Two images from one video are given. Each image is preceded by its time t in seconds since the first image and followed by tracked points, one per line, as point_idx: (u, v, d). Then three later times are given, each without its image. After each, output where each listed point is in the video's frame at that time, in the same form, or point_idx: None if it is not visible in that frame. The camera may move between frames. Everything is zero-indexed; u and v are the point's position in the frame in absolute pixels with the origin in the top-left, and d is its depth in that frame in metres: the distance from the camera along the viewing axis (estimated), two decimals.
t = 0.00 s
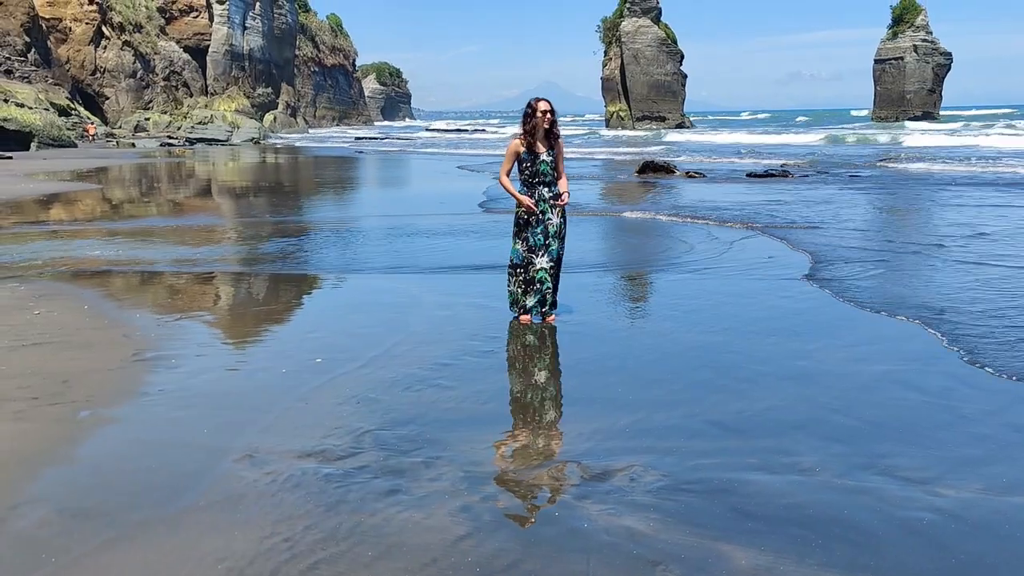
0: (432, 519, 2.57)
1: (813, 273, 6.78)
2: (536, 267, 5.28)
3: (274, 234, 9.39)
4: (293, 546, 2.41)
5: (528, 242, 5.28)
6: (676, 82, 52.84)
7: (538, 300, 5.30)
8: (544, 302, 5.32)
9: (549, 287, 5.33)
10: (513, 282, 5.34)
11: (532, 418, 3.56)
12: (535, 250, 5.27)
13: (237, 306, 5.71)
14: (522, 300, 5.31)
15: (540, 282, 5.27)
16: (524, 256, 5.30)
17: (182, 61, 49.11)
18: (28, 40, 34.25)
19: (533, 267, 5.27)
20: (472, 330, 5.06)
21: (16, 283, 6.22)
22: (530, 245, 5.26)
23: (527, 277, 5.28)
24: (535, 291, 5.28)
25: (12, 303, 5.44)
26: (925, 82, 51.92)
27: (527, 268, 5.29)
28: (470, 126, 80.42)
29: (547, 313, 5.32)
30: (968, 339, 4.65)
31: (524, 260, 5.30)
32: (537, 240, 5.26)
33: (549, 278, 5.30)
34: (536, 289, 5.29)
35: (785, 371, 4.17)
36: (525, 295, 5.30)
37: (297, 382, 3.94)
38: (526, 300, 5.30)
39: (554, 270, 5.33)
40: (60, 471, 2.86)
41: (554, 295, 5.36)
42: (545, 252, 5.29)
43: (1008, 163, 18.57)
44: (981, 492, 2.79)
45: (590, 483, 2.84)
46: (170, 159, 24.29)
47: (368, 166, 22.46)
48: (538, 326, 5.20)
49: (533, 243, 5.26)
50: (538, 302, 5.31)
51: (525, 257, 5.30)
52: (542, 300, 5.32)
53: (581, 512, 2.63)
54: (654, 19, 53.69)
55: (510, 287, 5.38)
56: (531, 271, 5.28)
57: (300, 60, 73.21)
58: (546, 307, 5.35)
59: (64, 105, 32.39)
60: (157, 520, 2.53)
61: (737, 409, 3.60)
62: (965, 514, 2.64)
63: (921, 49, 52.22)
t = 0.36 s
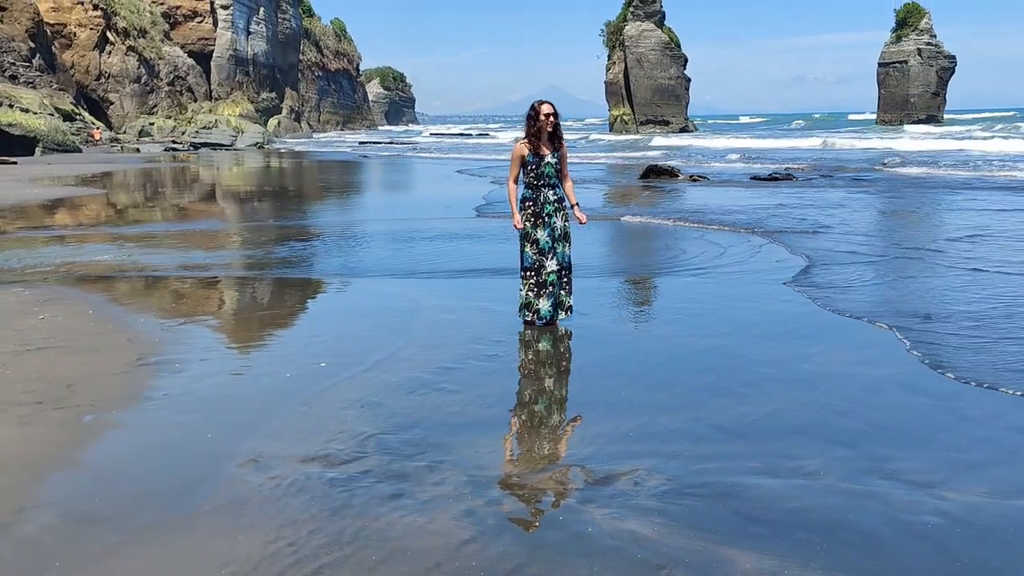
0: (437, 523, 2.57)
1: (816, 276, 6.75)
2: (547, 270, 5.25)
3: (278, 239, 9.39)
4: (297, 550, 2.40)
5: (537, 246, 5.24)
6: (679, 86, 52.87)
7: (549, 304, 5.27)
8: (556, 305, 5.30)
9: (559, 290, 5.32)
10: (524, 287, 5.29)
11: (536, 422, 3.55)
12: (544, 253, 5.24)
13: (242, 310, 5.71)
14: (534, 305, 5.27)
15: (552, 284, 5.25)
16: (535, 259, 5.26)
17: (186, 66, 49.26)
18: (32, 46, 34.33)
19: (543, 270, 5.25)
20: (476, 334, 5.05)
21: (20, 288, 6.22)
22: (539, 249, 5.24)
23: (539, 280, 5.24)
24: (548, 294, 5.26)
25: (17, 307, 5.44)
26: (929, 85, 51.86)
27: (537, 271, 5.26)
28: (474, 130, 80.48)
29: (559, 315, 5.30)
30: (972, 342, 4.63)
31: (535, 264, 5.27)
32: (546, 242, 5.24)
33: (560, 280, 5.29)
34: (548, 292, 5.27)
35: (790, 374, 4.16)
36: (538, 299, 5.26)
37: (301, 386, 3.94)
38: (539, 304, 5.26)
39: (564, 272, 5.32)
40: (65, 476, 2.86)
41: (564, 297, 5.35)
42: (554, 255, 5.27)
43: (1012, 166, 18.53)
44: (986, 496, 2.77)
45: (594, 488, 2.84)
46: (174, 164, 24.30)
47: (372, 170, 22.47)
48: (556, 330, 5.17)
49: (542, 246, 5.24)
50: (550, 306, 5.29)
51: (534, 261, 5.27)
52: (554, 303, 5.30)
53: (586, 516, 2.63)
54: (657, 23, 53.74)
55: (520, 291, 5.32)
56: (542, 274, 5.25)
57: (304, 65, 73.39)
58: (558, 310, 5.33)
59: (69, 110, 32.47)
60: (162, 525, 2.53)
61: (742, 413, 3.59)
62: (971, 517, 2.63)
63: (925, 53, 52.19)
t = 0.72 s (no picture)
0: (441, 525, 2.57)
1: (819, 279, 6.75)
2: (550, 274, 5.25)
3: (282, 242, 9.40)
4: (301, 552, 2.41)
5: (540, 250, 5.25)
6: (683, 89, 52.92)
7: (556, 307, 5.26)
8: (562, 309, 5.29)
9: (565, 294, 5.31)
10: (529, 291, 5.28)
11: (540, 424, 3.55)
12: (548, 257, 5.25)
13: (246, 313, 5.72)
14: (541, 308, 5.25)
15: (556, 288, 5.24)
16: (539, 262, 5.26)
17: (189, 70, 49.44)
18: (36, 51, 34.44)
19: (548, 274, 5.24)
20: (480, 337, 5.05)
21: (25, 291, 6.23)
22: (543, 253, 5.24)
23: (543, 285, 5.24)
24: (553, 298, 5.25)
25: (20, 311, 5.45)
26: (933, 88, 51.77)
27: (542, 275, 5.25)
28: (477, 134, 80.54)
29: (566, 318, 5.27)
30: (976, 344, 4.62)
31: (539, 268, 5.27)
32: (548, 247, 5.25)
33: (564, 284, 5.28)
34: (552, 296, 5.26)
35: (794, 376, 4.16)
36: (545, 302, 5.24)
37: (304, 389, 3.94)
38: (546, 308, 5.25)
39: (568, 276, 5.31)
40: (69, 478, 2.86)
41: (571, 301, 5.33)
42: (558, 258, 5.28)
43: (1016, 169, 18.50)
44: (991, 498, 2.76)
45: (598, 489, 2.83)
46: (179, 168, 24.32)
47: (375, 174, 22.49)
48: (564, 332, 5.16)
49: (546, 250, 5.24)
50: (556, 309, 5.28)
51: (538, 264, 5.27)
52: (560, 306, 5.28)
53: (590, 518, 2.62)
54: (661, 26, 53.73)
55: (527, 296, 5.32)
56: (547, 278, 5.24)
57: (308, 69, 73.51)
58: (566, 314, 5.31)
59: (73, 114, 32.56)
60: (167, 526, 2.54)
61: (745, 415, 3.59)
62: (976, 520, 2.62)
63: (929, 55, 52.17)
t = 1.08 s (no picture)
0: (444, 525, 2.57)
1: (824, 280, 6.73)
2: (550, 277, 5.24)
3: (287, 243, 9.41)
4: (305, 552, 2.41)
5: (540, 252, 5.24)
6: (686, 90, 52.92)
7: (554, 310, 5.28)
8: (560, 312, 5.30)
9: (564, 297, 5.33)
10: (527, 292, 5.30)
11: (546, 424, 3.55)
12: (549, 260, 5.23)
13: (249, 315, 5.72)
14: (538, 310, 5.28)
15: (555, 292, 5.26)
16: (537, 265, 5.25)
17: (193, 72, 49.57)
18: (40, 53, 34.54)
19: (547, 277, 5.24)
20: (483, 338, 5.05)
21: (29, 293, 6.25)
22: (543, 255, 5.23)
23: (541, 287, 5.26)
24: (551, 301, 5.27)
25: (25, 312, 5.46)
26: (936, 89, 51.70)
27: (542, 277, 5.25)
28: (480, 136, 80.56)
29: (564, 322, 5.29)
30: (981, 345, 4.60)
31: (537, 271, 5.26)
32: (549, 250, 5.23)
33: (563, 288, 5.29)
34: (551, 299, 5.28)
35: (798, 377, 4.15)
36: (542, 305, 5.26)
37: (308, 390, 3.94)
38: (544, 311, 5.27)
39: (568, 279, 5.31)
40: (74, 479, 2.86)
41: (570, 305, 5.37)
42: (559, 261, 5.26)
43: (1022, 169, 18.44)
44: (995, 499, 2.76)
45: (602, 490, 2.83)
46: (182, 170, 24.37)
47: (379, 175, 22.50)
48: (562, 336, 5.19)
49: (546, 253, 5.23)
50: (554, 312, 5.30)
51: (538, 266, 5.26)
52: (558, 310, 5.30)
53: (593, 519, 2.62)
54: (664, 27, 53.71)
55: (524, 297, 5.34)
56: (546, 281, 5.24)
57: (311, 71, 73.65)
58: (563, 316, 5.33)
59: (77, 116, 32.64)
60: (171, 526, 2.54)
61: (749, 416, 3.58)
62: (980, 520, 2.61)
63: (933, 55, 52.08)
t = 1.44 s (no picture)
0: (448, 525, 2.57)
1: (829, 280, 6.72)
2: (553, 276, 5.25)
3: (291, 244, 9.43)
4: (309, 552, 2.41)
5: (542, 251, 5.25)
6: (690, 90, 52.90)
7: (555, 309, 5.28)
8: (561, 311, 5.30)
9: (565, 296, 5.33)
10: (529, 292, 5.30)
11: (549, 424, 3.55)
12: (551, 259, 5.24)
13: (254, 315, 5.73)
14: (540, 309, 5.29)
15: (557, 291, 5.25)
16: (540, 264, 5.26)
17: (197, 73, 49.65)
18: (45, 54, 34.65)
19: (550, 276, 5.24)
20: (487, 338, 5.05)
21: (34, 293, 6.27)
22: (546, 254, 5.24)
23: (543, 286, 5.26)
24: (553, 300, 5.27)
25: (30, 312, 5.48)
26: (940, 89, 51.63)
27: (544, 277, 5.25)
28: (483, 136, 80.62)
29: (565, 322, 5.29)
30: (984, 347, 4.59)
31: (540, 269, 5.26)
32: (552, 249, 5.24)
33: (565, 288, 5.28)
34: (552, 298, 5.27)
35: (803, 377, 4.15)
36: (544, 304, 5.27)
37: (312, 391, 3.94)
38: (546, 310, 5.27)
39: (570, 279, 5.32)
40: (79, 479, 2.87)
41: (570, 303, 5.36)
42: (561, 261, 5.27)
43: None
44: (1000, 499, 2.74)
45: (605, 490, 2.83)
46: (186, 171, 24.38)
47: (383, 176, 22.52)
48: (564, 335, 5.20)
49: (549, 252, 5.23)
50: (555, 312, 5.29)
51: (540, 266, 5.26)
52: (559, 310, 5.29)
53: (597, 519, 2.61)
54: (667, 28, 53.69)
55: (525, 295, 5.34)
56: (548, 280, 5.25)
57: (315, 72, 73.78)
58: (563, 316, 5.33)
59: (81, 117, 32.73)
60: (175, 526, 2.55)
61: (753, 416, 3.57)
62: (985, 521, 2.60)
63: (937, 55, 51.98)
